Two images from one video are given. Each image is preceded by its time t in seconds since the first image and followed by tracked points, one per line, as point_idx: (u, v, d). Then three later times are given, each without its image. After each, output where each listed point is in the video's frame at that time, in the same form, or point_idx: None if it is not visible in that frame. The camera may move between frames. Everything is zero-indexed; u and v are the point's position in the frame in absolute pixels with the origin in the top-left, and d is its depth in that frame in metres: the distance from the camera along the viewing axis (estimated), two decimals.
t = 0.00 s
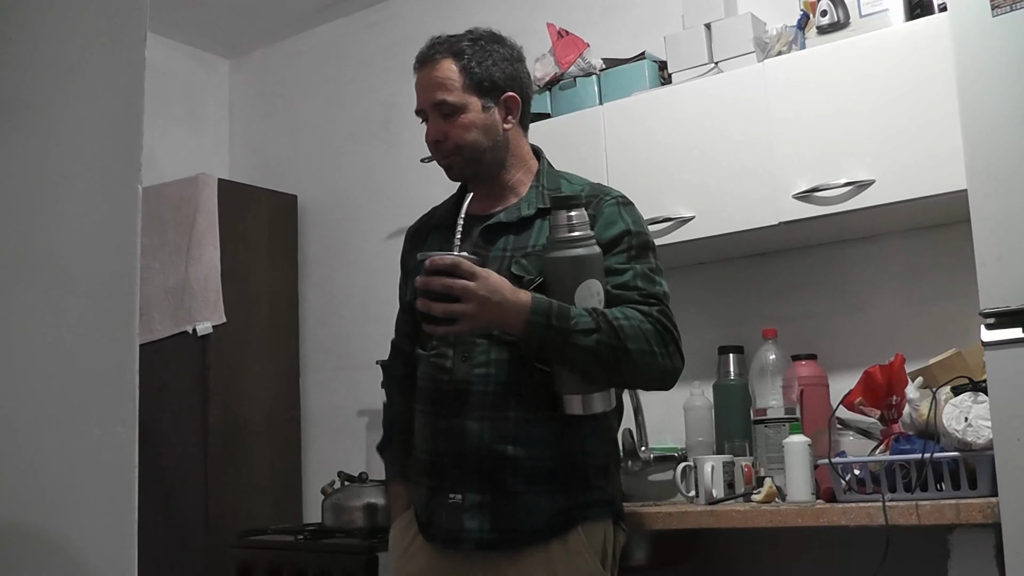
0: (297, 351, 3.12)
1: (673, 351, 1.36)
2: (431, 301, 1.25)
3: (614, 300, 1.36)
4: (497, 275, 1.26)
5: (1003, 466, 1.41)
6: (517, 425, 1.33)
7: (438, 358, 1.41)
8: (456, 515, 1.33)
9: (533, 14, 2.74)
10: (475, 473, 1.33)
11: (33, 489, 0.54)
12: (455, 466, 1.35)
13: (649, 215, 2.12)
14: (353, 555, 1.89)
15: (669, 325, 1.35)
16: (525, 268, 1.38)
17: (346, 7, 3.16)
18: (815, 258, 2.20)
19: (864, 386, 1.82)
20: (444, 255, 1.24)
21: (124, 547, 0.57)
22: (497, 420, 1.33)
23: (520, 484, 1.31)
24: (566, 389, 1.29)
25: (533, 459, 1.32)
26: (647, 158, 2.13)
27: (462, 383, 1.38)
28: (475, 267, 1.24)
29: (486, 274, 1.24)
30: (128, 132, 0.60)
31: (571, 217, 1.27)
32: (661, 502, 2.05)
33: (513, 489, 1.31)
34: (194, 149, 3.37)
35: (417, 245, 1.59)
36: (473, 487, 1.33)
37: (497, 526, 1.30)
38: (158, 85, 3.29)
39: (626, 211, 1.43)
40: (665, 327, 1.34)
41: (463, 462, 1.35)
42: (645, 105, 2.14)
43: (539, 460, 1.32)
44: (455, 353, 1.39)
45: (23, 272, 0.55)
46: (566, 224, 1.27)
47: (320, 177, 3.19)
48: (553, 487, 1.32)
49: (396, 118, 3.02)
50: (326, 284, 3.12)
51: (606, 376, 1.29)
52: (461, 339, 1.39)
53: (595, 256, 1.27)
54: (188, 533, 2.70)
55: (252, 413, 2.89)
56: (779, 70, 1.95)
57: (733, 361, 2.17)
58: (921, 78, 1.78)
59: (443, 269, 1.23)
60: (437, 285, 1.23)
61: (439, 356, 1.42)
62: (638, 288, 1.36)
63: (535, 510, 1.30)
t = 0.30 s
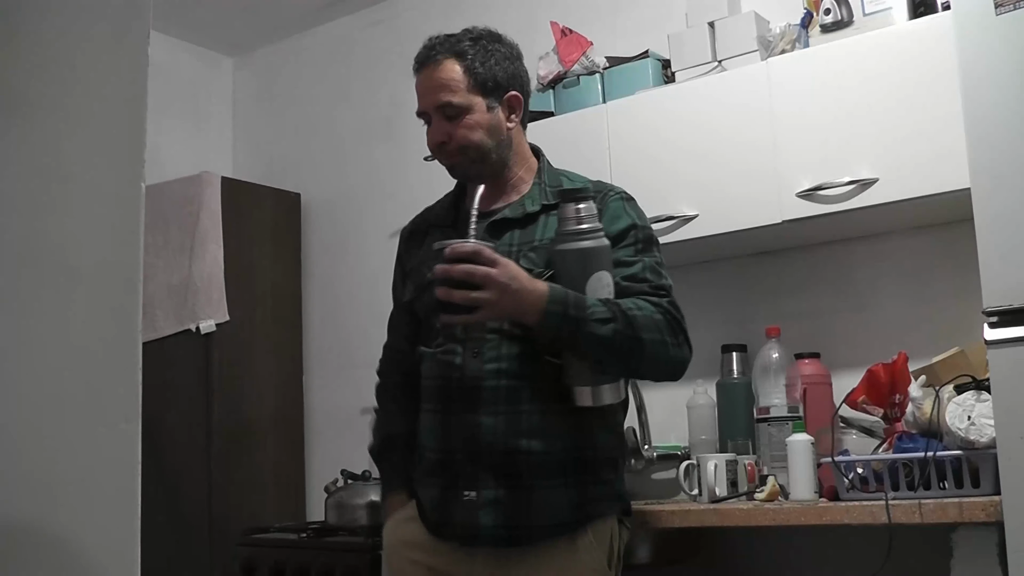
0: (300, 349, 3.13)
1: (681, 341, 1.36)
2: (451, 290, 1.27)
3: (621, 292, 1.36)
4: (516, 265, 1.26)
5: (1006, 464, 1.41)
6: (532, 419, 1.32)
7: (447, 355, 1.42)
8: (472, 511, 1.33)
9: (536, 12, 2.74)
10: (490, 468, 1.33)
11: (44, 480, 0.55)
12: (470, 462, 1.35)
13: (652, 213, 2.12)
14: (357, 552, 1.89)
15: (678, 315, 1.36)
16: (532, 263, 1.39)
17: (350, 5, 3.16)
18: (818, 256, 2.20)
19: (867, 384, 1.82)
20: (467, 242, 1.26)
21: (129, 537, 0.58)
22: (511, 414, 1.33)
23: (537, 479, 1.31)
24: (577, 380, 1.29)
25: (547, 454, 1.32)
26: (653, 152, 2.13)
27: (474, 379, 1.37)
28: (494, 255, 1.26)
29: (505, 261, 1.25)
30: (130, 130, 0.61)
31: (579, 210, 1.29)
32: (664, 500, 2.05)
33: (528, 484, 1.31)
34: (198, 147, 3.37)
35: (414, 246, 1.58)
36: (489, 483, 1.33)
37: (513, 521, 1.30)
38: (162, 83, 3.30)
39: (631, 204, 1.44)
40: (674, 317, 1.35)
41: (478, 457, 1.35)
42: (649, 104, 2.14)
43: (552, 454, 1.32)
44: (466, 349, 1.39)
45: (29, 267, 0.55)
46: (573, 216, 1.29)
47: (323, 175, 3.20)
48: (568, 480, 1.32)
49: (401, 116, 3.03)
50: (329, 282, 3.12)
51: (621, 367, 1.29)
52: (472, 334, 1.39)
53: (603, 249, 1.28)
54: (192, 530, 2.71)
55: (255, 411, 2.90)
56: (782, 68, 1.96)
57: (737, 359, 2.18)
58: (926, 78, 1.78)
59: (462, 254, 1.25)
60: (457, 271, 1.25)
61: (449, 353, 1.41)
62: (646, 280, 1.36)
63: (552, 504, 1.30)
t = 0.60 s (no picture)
0: (302, 347, 3.13)
1: (691, 347, 1.38)
2: (491, 277, 1.20)
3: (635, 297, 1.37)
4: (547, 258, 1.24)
5: (1009, 463, 1.41)
6: (542, 416, 1.33)
7: (456, 349, 1.41)
8: (478, 506, 1.32)
9: (539, 10, 2.74)
10: (499, 463, 1.33)
11: (46, 473, 0.56)
12: (479, 456, 1.35)
13: (654, 211, 2.12)
14: (358, 551, 1.89)
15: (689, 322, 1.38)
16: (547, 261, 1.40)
17: (352, 3, 3.16)
18: (820, 255, 2.20)
19: (869, 384, 1.83)
20: (509, 231, 1.19)
21: (129, 534, 0.60)
22: (522, 410, 1.34)
23: (544, 476, 1.32)
24: (585, 381, 1.30)
25: (556, 452, 1.33)
26: (656, 151, 2.13)
27: (485, 373, 1.37)
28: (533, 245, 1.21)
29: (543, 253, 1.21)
30: (132, 138, 0.63)
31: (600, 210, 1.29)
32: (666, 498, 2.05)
33: (535, 481, 1.31)
34: (200, 145, 3.38)
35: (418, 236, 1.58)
36: (497, 479, 1.33)
37: (520, 518, 1.30)
38: (164, 81, 3.30)
39: (643, 209, 1.43)
40: (686, 324, 1.37)
41: (487, 452, 1.34)
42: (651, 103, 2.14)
43: (561, 452, 1.33)
44: (477, 342, 1.39)
45: (30, 268, 0.57)
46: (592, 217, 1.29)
47: (326, 173, 3.20)
48: (575, 479, 1.33)
49: (403, 114, 3.03)
50: (331, 281, 3.12)
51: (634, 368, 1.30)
52: (482, 329, 1.39)
53: (619, 252, 1.29)
54: (193, 528, 2.72)
55: (257, 409, 2.90)
56: (784, 66, 1.96)
57: (739, 357, 2.17)
58: (929, 76, 1.77)
59: (506, 244, 1.19)
60: (501, 258, 1.18)
61: (458, 346, 1.41)
62: (661, 285, 1.38)
63: (557, 503, 1.31)
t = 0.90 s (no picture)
0: (303, 345, 3.13)
1: (683, 356, 1.38)
2: (479, 275, 1.19)
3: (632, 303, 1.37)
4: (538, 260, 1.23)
5: (1008, 462, 1.41)
6: (532, 420, 1.34)
7: (450, 349, 1.41)
8: (464, 508, 1.33)
9: (540, 9, 2.74)
10: (487, 465, 1.34)
11: (43, 472, 0.58)
12: (469, 457, 1.35)
13: (655, 210, 2.12)
14: (358, 549, 1.89)
15: (682, 331, 1.38)
16: (546, 264, 1.41)
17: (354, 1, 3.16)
18: (821, 254, 2.20)
19: (869, 383, 1.83)
20: (499, 230, 1.19)
21: (129, 531, 0.61)
22: (511, 414, 1.34)
23: (532, 479, 1.32)
24: (577, 385, 1.31)
25: (544, 455, 1.33)
26: (657, 149, 2.13)
27: (477, 374, 1.38)
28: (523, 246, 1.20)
29: (533, 253, 1.20)
30: (133, 141, 0.64)
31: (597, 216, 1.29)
32: (666, 497, 2.06)
33: (522, 483, 1.32)
34: (201, 143, 3.37)
35: (417, 232, 1.58)
36: (485, 480, 1.33)
37: (506, 520, 1.30)
38: (166, 79, 3.30)
39: (644, 215, 1.43)
40: (680, 332, 1.38)
41: (475, 454, 1.35)
42: (652, 102, 2.14)
43: (550, 456, 1.33)
44: (470, 344, 1.39)
45: (30, 266, 0.58)
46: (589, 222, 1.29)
47: (326, 171, 3.20)
48: (563, 482, 1.33)
49: (404, 112, 3.03)
50: (332, 279, 3.13)
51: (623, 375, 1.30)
52: (476, 330, 1.40)
53: (615, 257, 1.29)
54: (193, 526, 2.72)
55: (258, 407, 2.90)
56: (786, 65, 1.96)
57: (740, 355, 2.17)
58: (928, 74, 1.78)
59: (494, 242, 1.18)
60: (490, 257, 1.17)
61: (451, 347, 1.41)
62: (656, 292, 1.38)
63: (543, 508, 1.31)
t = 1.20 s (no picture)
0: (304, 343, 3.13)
1: (679, 351, 1.38)
2: (478, 263, 1.18)
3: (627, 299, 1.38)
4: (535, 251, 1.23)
5: (1009, 461, 1.40)
6: (529, 416, 1.34)
7: (447, 346, 1.41)
8: (461, 503, 1.33)
9: (541, 7, 2.74)
10: (484, 461, 1.34)
11: (41, 468, 0.58)
12: (465, 453, 1.35)
13: (656, 208, 2.11)
14: (359, 547, 1.89)
15: (679, 326, 1.38)
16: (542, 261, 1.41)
17: None
18: (822, 252, 2.20)
19: (870, 381, 1.83)
20: (497, 219, 1.19)
21: (132, 529, 0.61)
22: (509, 409, 1.34)
23: (529, 474, 1.32)
24: (573, 380, 1.31)
25: (542, 449, 1.33)
26: (657, 149, 2.13)
27: (474, 370, 1.38)
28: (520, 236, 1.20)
29: (531, 244, 1.20)
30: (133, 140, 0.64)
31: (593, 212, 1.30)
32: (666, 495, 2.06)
33: (520, 479, 1.32)
34: (202, 141, 3.37)
35: (414, 230, 1.57)
36: (482, 476, 1.33)
37: (504, 515, 1.31)
38: (166, 77, 3.29)
39: (640, 214, 1.44)
40: (676, 328, 1.38)
41: (472, 450, 1.35)
42: (653, 101, 2.14)
43: (547, 451, 1.33)
44: (466, 341, 1.39)
45: (27, 264, 0.59)
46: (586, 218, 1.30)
47: (327, 170, 3.20)
48: (560, 477, 1.34)
49: (405, 111, 3.03)
50: (332, 277, 3.13)
51: (620, 370, 1.30)
52: (473, 326, 1.40)
53: (611, 252, 1.29)
54: (194, 525, 2.72)
55: (258, 406, 2.90)
56: (786, 64, 1.95)
57: (740, 354, 2.17)
58: (924, 72, 1.78)
59: (495, 231, 1.18)
60: (487, 245, 1.17)
61: (448, 343, 1.41)
62: (652, 289, 1.38)
63: (541, 503, 1.31)
